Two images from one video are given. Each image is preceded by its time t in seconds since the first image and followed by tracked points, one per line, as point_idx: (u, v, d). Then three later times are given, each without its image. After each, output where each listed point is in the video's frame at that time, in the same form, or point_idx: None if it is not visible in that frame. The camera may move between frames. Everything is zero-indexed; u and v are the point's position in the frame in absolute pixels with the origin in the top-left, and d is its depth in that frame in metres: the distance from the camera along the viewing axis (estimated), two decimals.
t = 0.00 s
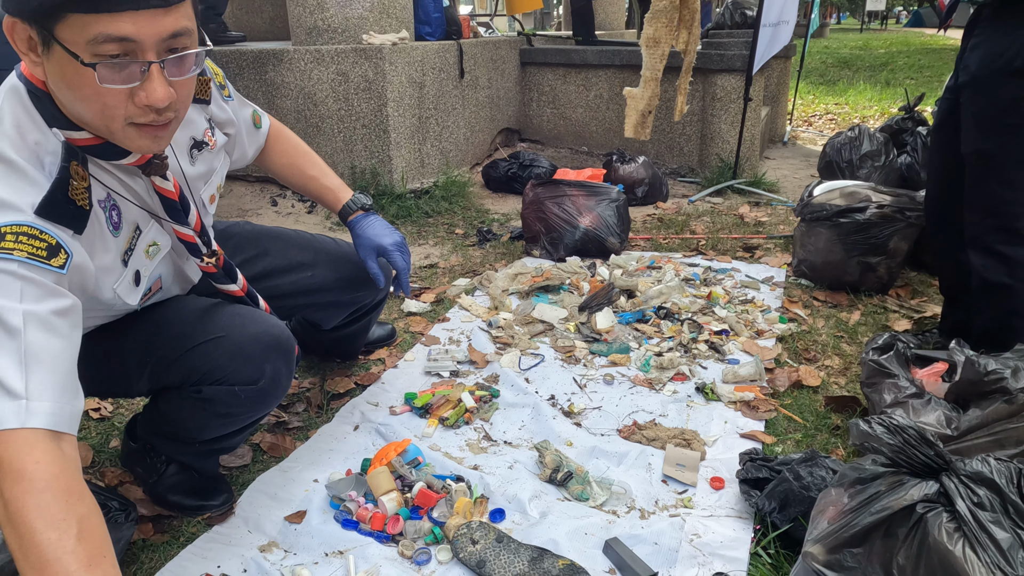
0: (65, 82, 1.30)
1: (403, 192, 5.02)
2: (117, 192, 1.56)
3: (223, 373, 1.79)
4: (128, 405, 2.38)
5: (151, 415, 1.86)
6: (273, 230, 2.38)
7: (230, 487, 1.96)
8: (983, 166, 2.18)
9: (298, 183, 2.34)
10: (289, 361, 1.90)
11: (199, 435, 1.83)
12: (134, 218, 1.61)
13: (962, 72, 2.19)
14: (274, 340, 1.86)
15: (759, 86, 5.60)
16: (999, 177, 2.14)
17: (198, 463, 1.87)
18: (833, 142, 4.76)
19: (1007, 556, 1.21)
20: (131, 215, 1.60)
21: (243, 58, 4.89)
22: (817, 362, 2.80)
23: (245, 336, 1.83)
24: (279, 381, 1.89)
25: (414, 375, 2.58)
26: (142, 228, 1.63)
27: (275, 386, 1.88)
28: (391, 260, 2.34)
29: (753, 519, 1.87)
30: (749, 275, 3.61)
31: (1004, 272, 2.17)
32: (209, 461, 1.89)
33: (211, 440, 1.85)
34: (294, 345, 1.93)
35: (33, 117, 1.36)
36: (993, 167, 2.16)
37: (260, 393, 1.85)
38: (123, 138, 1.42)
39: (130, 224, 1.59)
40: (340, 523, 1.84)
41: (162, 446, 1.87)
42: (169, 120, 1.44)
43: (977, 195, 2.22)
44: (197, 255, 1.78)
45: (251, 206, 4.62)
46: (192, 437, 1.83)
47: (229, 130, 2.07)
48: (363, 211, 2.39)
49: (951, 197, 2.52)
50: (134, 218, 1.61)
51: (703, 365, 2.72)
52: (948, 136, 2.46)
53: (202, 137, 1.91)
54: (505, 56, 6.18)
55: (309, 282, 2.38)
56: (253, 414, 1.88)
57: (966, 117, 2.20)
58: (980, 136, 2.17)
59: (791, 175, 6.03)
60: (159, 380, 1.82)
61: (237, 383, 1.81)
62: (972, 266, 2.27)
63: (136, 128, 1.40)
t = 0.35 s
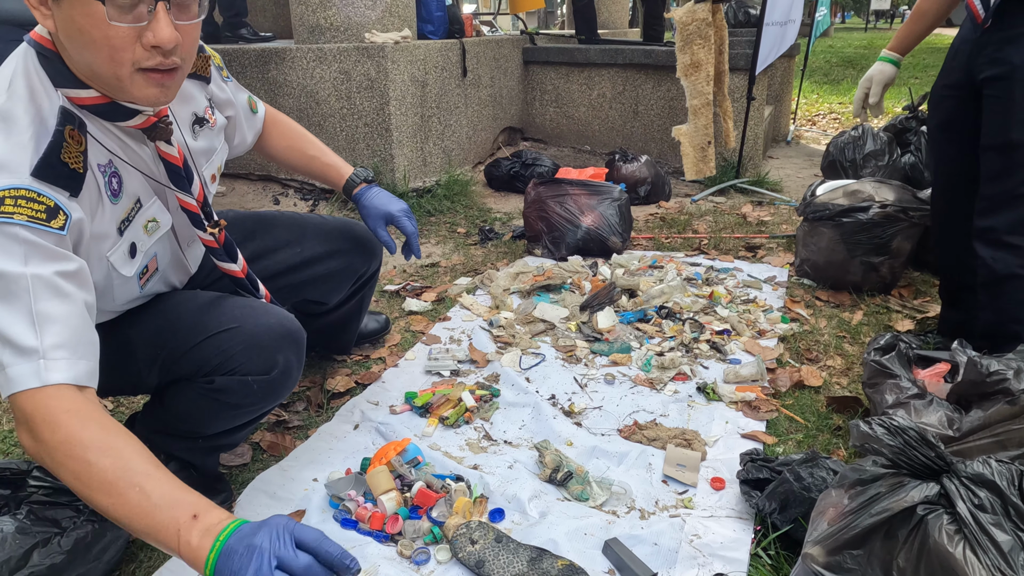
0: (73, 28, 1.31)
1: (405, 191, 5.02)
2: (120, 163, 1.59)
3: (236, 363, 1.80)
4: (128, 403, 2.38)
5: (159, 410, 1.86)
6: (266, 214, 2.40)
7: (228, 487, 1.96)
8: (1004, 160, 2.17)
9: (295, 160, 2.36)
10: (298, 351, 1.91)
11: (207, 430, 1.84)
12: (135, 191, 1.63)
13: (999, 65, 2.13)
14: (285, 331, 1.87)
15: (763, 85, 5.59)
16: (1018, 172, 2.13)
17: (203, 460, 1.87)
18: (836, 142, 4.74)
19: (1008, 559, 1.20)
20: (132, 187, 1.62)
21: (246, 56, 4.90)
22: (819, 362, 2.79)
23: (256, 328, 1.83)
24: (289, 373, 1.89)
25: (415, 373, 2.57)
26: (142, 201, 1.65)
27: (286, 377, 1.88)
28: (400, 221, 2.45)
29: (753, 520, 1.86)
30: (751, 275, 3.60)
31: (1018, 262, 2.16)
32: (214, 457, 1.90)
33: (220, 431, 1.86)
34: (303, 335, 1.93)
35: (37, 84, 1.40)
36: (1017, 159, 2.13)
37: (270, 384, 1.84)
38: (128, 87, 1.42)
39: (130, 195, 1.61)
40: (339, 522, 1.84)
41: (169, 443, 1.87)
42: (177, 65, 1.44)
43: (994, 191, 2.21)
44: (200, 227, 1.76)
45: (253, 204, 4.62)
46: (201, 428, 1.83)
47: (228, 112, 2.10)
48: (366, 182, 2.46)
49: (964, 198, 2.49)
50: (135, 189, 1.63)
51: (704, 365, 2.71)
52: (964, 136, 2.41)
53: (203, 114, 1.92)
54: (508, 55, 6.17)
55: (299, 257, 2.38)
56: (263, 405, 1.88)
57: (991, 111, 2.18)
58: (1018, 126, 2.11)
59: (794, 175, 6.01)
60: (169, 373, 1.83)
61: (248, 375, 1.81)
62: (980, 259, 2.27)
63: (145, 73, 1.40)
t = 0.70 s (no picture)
0: None
1: (404, 191, 5.01)
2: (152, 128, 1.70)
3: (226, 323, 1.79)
4: (124, 405, 2.38)
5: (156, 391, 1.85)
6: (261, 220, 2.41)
7: (223, 490, 1.94)
8: (1004, 159, 2.16)
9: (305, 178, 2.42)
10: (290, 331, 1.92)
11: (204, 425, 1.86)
12: (164, 157, 1.75)
13: (1003, 63, 2.11)
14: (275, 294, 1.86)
15: (763, 85, 5.57)
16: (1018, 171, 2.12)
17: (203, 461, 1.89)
18: (836, 142, 4.72)
19: (1002, 567, 1.20)
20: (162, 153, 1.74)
21: (244, 56, 4.89)
22: (817, 364, 2.78)
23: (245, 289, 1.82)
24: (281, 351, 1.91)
25: (411, 376, 2.57)
26: (170, 167, 1.77)
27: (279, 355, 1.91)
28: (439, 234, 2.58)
29: (749, 524, 1.85)
30: (750, 276, 3.59)
31: (1014, 262, 2.15)
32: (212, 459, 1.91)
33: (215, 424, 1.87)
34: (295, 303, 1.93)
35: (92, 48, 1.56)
36: (1017, 158, 2.12)
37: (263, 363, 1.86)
38: (174, 51, 1.58)
39: (160, 161, 1.73)
40: (334, 527, 1.84)
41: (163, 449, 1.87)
42: (218, 31, 1.62)
43: (994, 191, 2.20)
44: (212, 202, 1.88)
45: (251, 204, 4.62)
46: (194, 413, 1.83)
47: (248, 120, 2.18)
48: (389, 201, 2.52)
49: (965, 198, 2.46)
50: (164, 157, 1.74)
51: (702, 367, 2.70)
52: (964, 135, 2.38)
53: (224, 110, 2.03)
54: (508, 54, 6.16)
55: (299, 257, 2.37)
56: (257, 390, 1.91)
57: (993, 109, 2.16)
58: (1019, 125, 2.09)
59: (794, 175, 5.99)
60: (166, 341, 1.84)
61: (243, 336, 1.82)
62: (977, 259, 2.26)
63: (189, 38, 1.57)
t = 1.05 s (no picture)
0: (260, 21, 1.77)
1: (399, 190, 5.00)
2: (223, 110, 1.91)
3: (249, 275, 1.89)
4: (113, 407, 2.37)
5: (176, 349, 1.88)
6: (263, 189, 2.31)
7: (211, 491, 1.91)
8: (998, 158, 2.15)
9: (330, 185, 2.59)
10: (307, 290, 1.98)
11: (217, 403, 1.88)
12: (227, 136, 1.94)
13: (996, 62, 2.10)
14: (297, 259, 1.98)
15: (760, 84, 5.56)
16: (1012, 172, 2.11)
17: (211, 446, 1.90)
18: (833, 141, 4.71)
19: (987, 571, 1.21)
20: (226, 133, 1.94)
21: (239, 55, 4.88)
22: (810, 365, 2.77)
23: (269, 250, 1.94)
24: (298, 308, 1.97)
25: (402, 377, 2.56)
26: (231, 147, 1.97)
27: (296, 314, 1.96)
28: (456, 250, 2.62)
29: (739, 526, 1.84)
30: (745, 276, 3.58)
31: (1009, 262, 2.15)
32: (219, 447, 1.91)
33: (227, 400, 1.89)
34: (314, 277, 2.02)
35: (179, 37, 1.80)
36: (1011, 157, 2.11)
37: (280, 317, 1.91)
38: (276, 61, 1.90)
39: (225, 141, 1.94)
40: (321, 528, 1.83)
41: (172, 438, 1.87)
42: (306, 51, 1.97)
43: (987, 190, 2.19)
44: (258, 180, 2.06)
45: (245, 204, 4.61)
46: (207, 369, 1.84)
47: (290, 125, 2.38)
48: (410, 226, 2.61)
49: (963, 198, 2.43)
50: (229, 138, 1.95)
51: (695, 367, 2.69)
52: (959, 135, 2.37)
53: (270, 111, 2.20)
54: (504, 53, 6.15)
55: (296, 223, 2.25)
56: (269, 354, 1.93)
57: (986, 109, 2.15)
58: (1012, 125, 2.09)
59: (791, 174, 5.98)
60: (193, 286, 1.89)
61: (265, 280, 1.89)
62: (970, 259, 2.25)
63: (293, 53, 1.89)
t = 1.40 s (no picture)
0: (333, 34, 1.96)
1: (394, 189, 4.98)
2: (284, 99, 2.04)
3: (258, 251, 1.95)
4: (103, 407, 2.37)
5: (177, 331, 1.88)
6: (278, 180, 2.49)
7: (198, 490, 1.90)
8: (987, 156, 2.13)
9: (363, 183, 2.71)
10: (307, 281, 1.99)
11: (212, 389, 1.85)
12: (281, 125, 2.05)
13: (984, 61, 2.09)
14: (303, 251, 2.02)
15: (755, 83, 5.55)
16: (1000, 171, 2.10)
17: (204, 436, 1.88)
18: (828, 140, 4.70)
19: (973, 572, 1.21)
20: (280, 121, 2.05)
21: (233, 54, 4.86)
22: (803, 363, 2.76)
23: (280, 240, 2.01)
24: (298, 294, 1.97)
25: (394, 376, 2.55)
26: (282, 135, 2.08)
27: (295, 300, 1.96)
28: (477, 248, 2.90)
29: (729, 526, 1.84)
30: (739, 274, 3.57)
31: (998, 262, 2.14)
32: (212, 437, 1.89)
33: (222, 385, 1.87)
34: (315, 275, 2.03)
35: (258, 33, 1.99)
36: (999, 156, 2.10)
37: (277, 296, 1.91)
38: (337, 70, 2.08)
39: (280, 129, 2.05)
40: (309, 528, 1.82)
41: (165, 427, 1.84)
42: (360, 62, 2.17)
43: (976, 189, 2.18)
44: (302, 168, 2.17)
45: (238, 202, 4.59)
46: (203, 344, 1.82)
47: (335, 130, 2.50)
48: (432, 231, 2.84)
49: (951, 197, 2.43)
50: (285, 127, 2.07)
51: (687, 366, 2.68)
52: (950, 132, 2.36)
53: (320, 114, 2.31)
54: (500, 52, 6.14)
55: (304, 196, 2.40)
56: (265, 337, 1.91)
57: (975, 108, 2.13)
58: (1000, 123, 2.07)
59: (787, 173, 5.97)
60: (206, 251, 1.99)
61: (270, 258, 1.92)
62: (960, 258, 2.24)
63: (353, 64, 2.09)
